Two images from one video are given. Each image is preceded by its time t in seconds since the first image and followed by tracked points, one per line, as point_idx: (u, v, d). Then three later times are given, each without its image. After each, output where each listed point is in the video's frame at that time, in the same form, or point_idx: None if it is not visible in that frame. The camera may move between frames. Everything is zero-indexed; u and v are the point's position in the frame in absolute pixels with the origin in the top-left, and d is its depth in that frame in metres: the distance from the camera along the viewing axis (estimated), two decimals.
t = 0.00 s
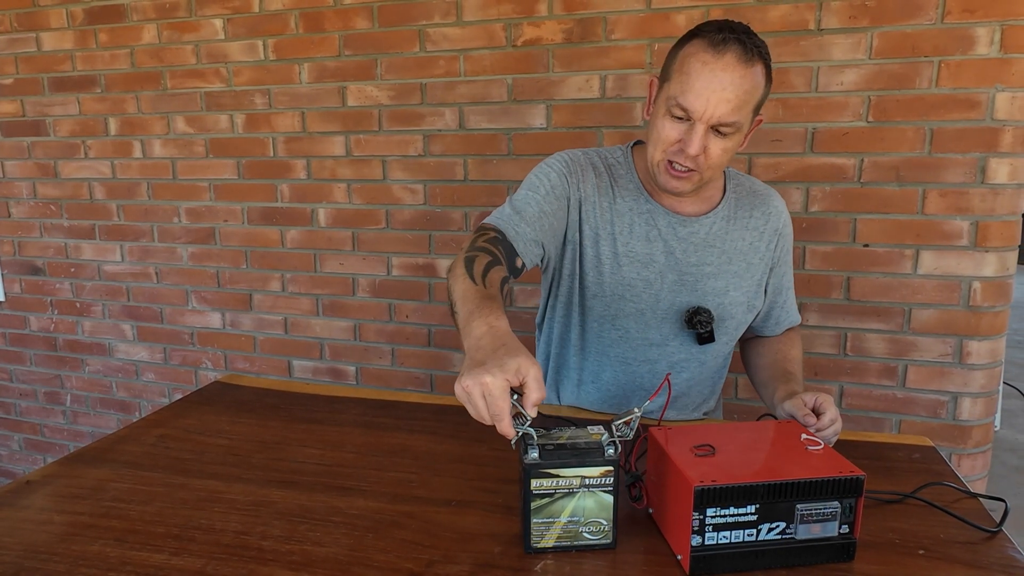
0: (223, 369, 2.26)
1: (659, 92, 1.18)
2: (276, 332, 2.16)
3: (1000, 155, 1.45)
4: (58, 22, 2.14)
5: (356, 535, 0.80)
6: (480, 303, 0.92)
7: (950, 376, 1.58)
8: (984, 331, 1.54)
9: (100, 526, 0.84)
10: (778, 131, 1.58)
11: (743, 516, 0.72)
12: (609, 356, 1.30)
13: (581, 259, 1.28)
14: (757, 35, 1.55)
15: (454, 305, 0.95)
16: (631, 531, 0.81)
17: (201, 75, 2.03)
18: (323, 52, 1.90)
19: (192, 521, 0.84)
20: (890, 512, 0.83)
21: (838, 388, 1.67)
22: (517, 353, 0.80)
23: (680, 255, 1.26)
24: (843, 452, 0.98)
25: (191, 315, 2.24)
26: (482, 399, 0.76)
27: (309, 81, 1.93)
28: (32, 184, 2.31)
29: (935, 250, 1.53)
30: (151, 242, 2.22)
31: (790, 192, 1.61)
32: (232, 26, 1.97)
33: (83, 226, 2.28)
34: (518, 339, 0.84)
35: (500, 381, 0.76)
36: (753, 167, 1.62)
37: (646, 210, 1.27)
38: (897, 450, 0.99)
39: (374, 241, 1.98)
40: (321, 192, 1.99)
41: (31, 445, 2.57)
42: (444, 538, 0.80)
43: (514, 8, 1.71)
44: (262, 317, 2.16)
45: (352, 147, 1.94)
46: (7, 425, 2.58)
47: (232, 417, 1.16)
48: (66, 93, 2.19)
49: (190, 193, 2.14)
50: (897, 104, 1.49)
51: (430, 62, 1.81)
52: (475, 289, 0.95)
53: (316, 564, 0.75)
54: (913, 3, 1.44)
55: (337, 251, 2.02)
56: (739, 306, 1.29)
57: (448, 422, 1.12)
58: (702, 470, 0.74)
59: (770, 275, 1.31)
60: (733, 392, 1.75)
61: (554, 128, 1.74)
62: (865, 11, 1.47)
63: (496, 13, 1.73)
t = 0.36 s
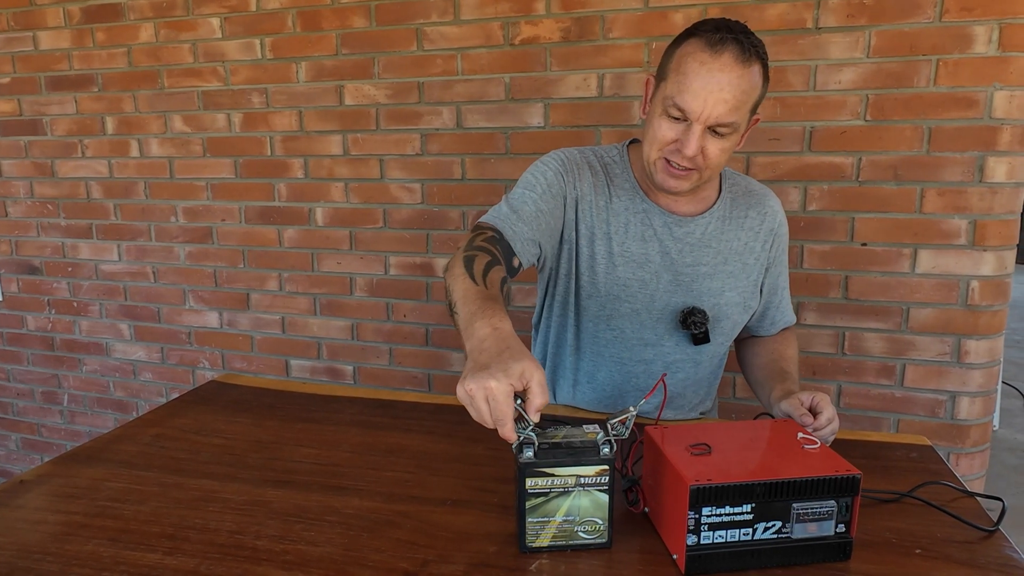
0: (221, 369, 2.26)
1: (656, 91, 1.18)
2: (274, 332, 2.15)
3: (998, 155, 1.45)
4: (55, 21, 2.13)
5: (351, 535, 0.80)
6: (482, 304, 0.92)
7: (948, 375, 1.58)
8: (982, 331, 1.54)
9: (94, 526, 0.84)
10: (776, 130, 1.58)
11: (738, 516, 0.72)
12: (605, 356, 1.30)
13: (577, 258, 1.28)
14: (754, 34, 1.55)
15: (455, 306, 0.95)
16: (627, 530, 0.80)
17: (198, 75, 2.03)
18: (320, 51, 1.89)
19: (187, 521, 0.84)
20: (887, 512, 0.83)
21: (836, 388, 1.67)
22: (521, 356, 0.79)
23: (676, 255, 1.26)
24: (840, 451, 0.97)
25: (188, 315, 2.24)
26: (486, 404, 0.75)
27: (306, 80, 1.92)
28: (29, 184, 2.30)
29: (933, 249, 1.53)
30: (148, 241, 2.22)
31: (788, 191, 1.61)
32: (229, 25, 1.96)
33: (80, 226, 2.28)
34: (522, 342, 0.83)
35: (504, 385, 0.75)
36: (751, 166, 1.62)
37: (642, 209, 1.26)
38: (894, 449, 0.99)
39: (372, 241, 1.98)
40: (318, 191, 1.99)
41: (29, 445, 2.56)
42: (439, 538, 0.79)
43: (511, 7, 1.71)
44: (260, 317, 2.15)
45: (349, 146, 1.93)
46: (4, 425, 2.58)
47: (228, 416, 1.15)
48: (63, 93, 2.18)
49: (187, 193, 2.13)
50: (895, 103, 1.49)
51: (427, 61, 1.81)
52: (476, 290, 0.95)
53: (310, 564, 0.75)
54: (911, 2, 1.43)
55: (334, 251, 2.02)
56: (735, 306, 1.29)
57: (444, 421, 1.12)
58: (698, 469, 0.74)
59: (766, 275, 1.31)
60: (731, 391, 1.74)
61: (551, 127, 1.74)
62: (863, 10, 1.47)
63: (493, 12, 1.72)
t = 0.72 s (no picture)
0: (219, 369, 2.26)
1: (652, 92, 1.18)
2: (272, 332, 2.15)
3: (996, 155, 1.45)
4: (52, 21, 2.13)
5: (347, 535, 0.80)
6: (473, 308, 0.91)
7: (946, 375, 1.58)
8: (980, 331, 1.54)
9: (90, 527, 0.84)
10: (773, 130, 1.58)
11: (735, 517, 0.72)
12: (602, 357, 1.29)
13: (574, 259, 1.27)
14: (752, 34, 1.54)
15: (447, 310, 0.95)
16: (623, 531, 0.80)
17: (196, 75, 2.03)
18: (318, 51, 1.89)
19: (182, 521, 0.84)
20: (883, 512, 0.83)
21: (834, 388, 1.67)
22: (510, 362, 0.79)
23: (673, 256, 1.26)
24: (836, 452, 0.97)
25: (186, 315, 2.24)
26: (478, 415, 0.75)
27: (304, 80, 1.92)
28: (27, 184, 2.30)
29: (931, 249, 1.53)
30: (146, 242, 2.22)
31: (785, 191, 1.61)
32: (227, 25, 1.96)
33: (78, 226, 2.28)
34: (511, 346, 0.83)
35: (492, 393, 0.74)
36: (748, 166, 1.62)
37: (639, 210, 1.26)
38: (891, 449, 0.99)
39: (370, 241, 1.98)
40: (316, 191, 1.99)
41: (27, 445, 2.56)
42: (435, 539, 0.79)
43: (509, 7, 1.71)
44: (258, 317, 2.15)
45: (347, 146, 1.93)
46: (3, 425, 2.58)
47: (224, 417, 1.15)
48: (61, 93, 2.18)
49: (185, 193, 2.13)
50: (893, 104, 1.49)
51: (425, 61, 1.80)
52: (469, 293, 0.95)
53: (306, 564, 0.75)
54: (909, 2, 1.43)
55: (332, 251, 2.02)
56: (731, 307, 1.29)
57: (441, 422, 1.12)
58: (694, 470, 0.74)
59: (763, 275, 1.31)
60: (729, 392, 1.74)
61: (549, 127, 1.74)
62: (861, 10, 1.46)
63: (491, 12, 1.72)
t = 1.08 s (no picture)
0: (220, 369, 2.26)
1: (651, 92, 1.18)
2: (273, 332, 2.15)
3: (997, 155, 1.45)
4: (54, 22, 2.13)
5: (351, 535, 0.80)
6: (482, 309, 0.92)
7: (947, 376, 1.58)
8: (981, 331, 1.54)
9: (94, 527, 0.84)
10: (775, 130, 1.58)
11: (739, 516, 0.72)
12: (603, 357, 1.30)
13: (576, 258, 1.28)
14: (753, 34, 1.55)
15: (454, 308, 0.95)
16: (626, 531, 0.80)
17: (197, 75, 2.03)
18: (319, 51, 1.89)
19: (186, 521, 0.84)
20: (886, 512, 0.83)
21: (835, 388, 1.67)
22: (517, 366, 0.79)
23: (674, 256, 1.26)
24: (838, 452, 0.97)
25: (187, 315, 2.24)
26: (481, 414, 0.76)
27: (306, 80, 1.92)
28: (28, 184, 2.30)
29: (932, 249, 1.53)
30: (147, 242, 2.22)
31: (787, 192, 1.61)
32: (228, 25, 1.96)
33: (79, 226, 2.28)
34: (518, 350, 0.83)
35: (498, 398, 0.75)
36: (750, 167, 1.62)
37: (640, 210, 1.26)
38: (893, 449, 0.99)
39: (371, 241, 1.98)
40: (318, 191, 1.99)
41: (28, 445, 2.56)
42: (438, 539, 0.79)
43: (510, 7, 1.71)
44: (259, 317, 2.15)
45: (349, 146, 1.93)
46: (4, 425, 2.58)
47: (227, 417, 1.15)
48: (62, 93, 2.18)
49: (186, 193, 2.13)
50: (894, 104, 1.49)
51: (427, 62, 1.81)
52: (477, 294, 0.95)
53: (310, 564, 0.75)
54: (910, 2, 1.43)
55: (333, 251, 2.02)
56: (732, 307, 1.29)
57: (443, 422, 1.12)
58: (697, 470, 0.74)
59: (764, 276, 1.31)
60: (731, 392, 1.75)
61: (551, 128, 1.74)
62: (862, 11, 1.47)
63: (492, 12, 1.72)
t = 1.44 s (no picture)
0: (221, 369, 2.26)
1: (650, 92, 1.18)
2: (274, 332, 2.15)
3: (999, 155, 1.45)
4: (55, 22, 2.13)
5: (354, 536, 0.80)
6: (488, 303, 0.92)
7: (948, 376, 1.58)
8: (983, 331, 1.54)
9: (97, 527, 0.84)
10: (776, 130, 1.58)
11: (742, 517, 0.72)
12: (605, 357, 1.30)
13: (576, 259, 1.28)
14: (755, 34, 1.55)
15: (458, 302, 0.95)
16: (630, 531, 0.80)
17: (198, 75, 2.03)
18: (321, 51, 1.89)
19: (189, 521, 0.84)
20: (889, 512, 0.83)
21: (836, 388, 1.67)
22: (523, 361, 0.79)
23: (674, 255, 1.26)
24: (841, 452, 0.98)
25: (188, 315, 2.23)
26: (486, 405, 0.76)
27: (307, 80, 1.92)
28: (28, 184, 2.30)
29: (933, 249, 1.53)
30: (148, 242, 2.22)
31: (788, 192, 1.61)
32: (230, 25, 1.96)
33: (80, 226, 2.28)
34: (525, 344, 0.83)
35: (505, 393, 0.75)
36: (751, 167, 1.62)
37: (640, 210, 1.27)
38: (896, 450, 0.99)
39: (372, 241, 1.98)
40: (319, 191, 1.99)
41: (28, 445, 2.56)
42: (441, 539, 0.79)
43: (512, 7, 1.71)
44: (260, 317, 2.15)
45: (350, 146, 1.93)
46: (4, 426, 2.58)
47: (229, 417, 1.15)
48: (63, 93, 2.18)
49: (188, 193, 2.13)
50: (895, 104, 1.49)
51: (428, 62, 1.81)
52: (482, 288, 0.95)
53: (313, 564, 0.75)
54: (912, 3, 1.44)
55: (334, 251, 2.02)
56: (733, 306, 1.29)
57: (446, 422, 1.12)
58: (701, 470, 0.74)
59: (765, 275, 1.31)
60: (732, 392, 1.75)
61: (552, 128, 1.74)
62: (864, 11, 1.47)
63: (494, 12, 1.72)
